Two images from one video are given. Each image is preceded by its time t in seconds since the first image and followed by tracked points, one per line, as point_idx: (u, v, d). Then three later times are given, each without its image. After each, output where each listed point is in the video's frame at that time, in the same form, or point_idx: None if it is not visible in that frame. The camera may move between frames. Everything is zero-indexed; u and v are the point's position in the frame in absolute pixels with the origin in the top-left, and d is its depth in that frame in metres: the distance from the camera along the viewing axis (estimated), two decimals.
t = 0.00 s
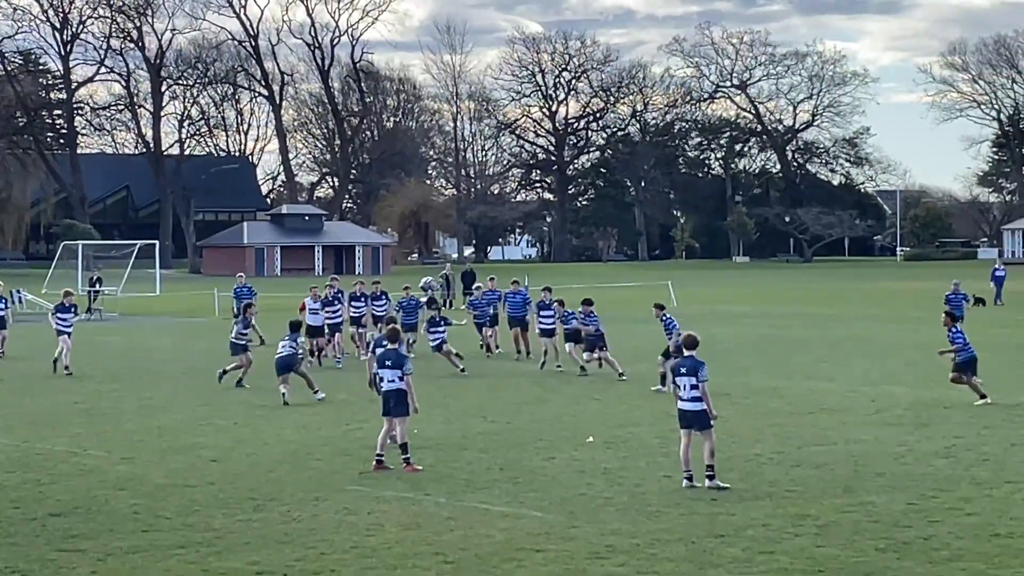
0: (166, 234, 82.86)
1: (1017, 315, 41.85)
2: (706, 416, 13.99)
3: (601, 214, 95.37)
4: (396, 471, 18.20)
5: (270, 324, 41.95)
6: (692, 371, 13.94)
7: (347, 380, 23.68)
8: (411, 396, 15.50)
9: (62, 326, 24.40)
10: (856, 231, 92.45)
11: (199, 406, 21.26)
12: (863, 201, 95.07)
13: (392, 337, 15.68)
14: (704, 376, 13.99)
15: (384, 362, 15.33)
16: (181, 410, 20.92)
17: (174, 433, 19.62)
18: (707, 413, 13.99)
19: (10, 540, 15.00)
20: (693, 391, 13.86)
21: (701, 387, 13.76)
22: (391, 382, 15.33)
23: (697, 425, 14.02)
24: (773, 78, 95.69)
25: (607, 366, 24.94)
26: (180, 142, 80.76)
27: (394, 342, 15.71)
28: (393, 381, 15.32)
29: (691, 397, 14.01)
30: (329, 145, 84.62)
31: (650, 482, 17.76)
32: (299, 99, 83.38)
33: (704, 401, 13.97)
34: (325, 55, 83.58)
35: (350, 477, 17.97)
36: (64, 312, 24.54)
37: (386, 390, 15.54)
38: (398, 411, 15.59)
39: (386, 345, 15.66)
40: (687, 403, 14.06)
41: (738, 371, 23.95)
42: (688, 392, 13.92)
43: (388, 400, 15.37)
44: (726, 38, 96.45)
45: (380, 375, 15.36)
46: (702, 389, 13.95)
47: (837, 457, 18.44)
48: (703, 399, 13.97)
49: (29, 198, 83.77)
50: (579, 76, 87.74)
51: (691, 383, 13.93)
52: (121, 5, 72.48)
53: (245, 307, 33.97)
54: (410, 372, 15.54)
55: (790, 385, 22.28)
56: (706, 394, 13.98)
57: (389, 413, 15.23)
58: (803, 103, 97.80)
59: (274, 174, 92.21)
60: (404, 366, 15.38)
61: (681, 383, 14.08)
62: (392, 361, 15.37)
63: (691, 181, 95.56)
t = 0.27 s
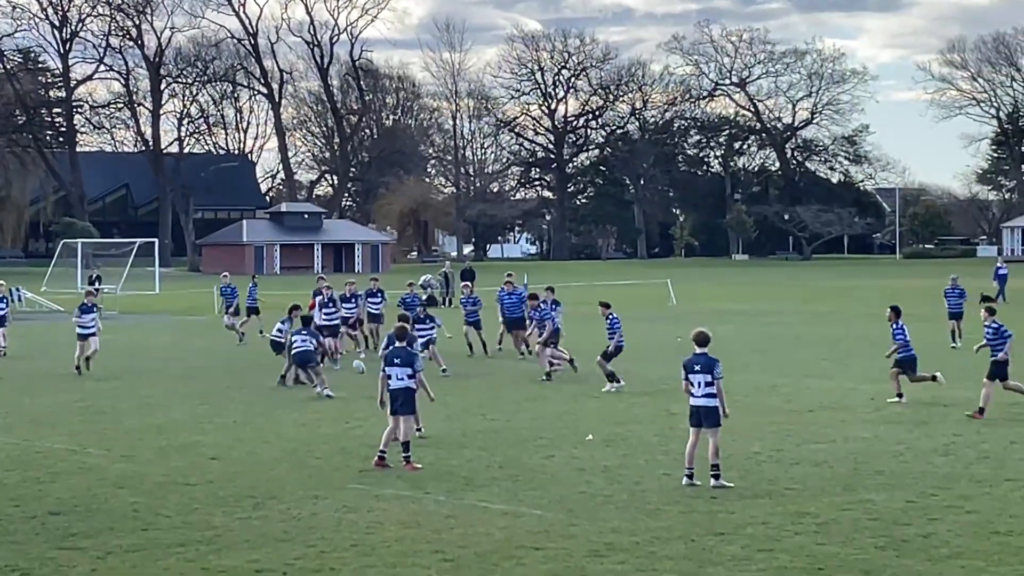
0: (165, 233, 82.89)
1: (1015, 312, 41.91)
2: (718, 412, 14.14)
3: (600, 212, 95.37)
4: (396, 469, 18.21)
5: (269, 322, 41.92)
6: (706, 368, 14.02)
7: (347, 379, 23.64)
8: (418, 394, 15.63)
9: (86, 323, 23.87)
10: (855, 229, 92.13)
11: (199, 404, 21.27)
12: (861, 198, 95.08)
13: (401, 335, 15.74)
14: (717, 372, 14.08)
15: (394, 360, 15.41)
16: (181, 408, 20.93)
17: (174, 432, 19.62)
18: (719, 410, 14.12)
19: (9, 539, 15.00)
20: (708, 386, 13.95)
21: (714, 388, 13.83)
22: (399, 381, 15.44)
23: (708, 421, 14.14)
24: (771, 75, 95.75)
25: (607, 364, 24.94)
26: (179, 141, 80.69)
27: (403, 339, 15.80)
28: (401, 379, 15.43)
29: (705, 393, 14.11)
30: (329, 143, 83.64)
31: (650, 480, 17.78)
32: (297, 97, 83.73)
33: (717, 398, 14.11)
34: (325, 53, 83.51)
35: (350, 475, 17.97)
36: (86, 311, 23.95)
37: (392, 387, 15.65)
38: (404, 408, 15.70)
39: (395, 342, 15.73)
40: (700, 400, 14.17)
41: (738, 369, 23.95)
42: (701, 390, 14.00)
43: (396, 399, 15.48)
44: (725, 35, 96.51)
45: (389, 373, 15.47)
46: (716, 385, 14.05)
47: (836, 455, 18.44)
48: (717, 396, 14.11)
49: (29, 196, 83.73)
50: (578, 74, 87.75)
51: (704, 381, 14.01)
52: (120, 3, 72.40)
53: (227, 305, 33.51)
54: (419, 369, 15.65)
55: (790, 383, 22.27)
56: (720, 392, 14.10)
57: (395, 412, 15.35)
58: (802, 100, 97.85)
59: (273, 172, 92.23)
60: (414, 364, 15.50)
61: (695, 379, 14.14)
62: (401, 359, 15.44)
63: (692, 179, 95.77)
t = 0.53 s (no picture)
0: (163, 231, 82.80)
1: (1012, 309, 41.95)
2: (721, 409, 14.28)
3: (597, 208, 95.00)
4: (392, 466, 18.19)
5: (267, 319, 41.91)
6: (710, 365, 14.09)
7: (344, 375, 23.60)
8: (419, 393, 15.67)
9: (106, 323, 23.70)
10: (852, 225, 92.56)
11: (196, 401, 21.27)
12: (858, 195, 95.07)
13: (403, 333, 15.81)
14: (722, 371, 14.13)
15: (396, 358, 15.49)
16: (178, 405, 20.91)
17: (171, 429, 19.61)
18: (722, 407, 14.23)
19: (8, 536, 15.00)
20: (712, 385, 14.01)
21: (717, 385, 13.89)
22: (399, 378, 15.52)
23: (711, 420, 14.24)
24: (768, 73, 95.83)
25: (605, 361, 24.91)
26: (176, 138, 80.70)
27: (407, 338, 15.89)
28: (402, 377, 15.52)
29: (708, 391, 14.21)
30: (325, 141, 84.93)
31: (647, 476, 17.79)
32: (294, 94, 84.67)
33: (721, 394, 14.23)
34: (322, 50, 83.59)
35: (346, 472, 17.96)
36: (108, 310, 23.81)
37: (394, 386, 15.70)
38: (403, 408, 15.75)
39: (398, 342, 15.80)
40: (703, 396, 14.26)
41: (735, 366, 23.91)
42: (704, 386, 14.11)
43: (396, 396, 15.54)
44: (721, 32, 96.54)
45: (390, 370, 15.55)
46: (719, 383, 14.16)
47: (834, 451, 18.45)
48: (720, 392, 14.23)
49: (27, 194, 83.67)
50: (575, 71, 87.79)
51: (708, 377, 14.10)
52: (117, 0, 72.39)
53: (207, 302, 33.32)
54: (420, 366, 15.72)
55: (788, 380, 22.24)
56: (725, 388, 14.20)
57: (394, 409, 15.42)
58: (799, 97, 97.88)
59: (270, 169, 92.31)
60: (415, 362, 15.58)
61: (700, 375, 14.21)
62: (403, 356, 15.52)
63: (689, 176, 95.27)
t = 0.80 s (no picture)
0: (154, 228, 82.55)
1: (1004, 305, 42.02)
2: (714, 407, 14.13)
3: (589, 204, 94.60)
4: (384, 463, 18.17)
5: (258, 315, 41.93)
6: (704, 362, 13.99)
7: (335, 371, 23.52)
8: (414, 392, 15.60)
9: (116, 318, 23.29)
10: (844, 222, 93.22)
11: (188, 398, 21.24)
12: (850, 191, 95.12)
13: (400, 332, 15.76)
14: (715, 367, 14.08)
15: (390, 354, 15.48)
16: (170, 403, 20.89)
17: (163, 426, 19.60)
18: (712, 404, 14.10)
19: None
20: (705, 381, 13.95)
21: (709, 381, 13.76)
22: (391, 375, 15.48)
23: (705, 417, 14.21)
24: (760, 69, 95.82)
25: (597, 358, 24.89)
26: (168, 135, 80.67)
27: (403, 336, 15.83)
28: (395, 374, 15.48)
29: (702, 388, 14.08)
30: (317, 137, 84.98)
31: (639, 473, 17.78)
32: (286, 91, 84.77)
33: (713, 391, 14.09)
34: (313, 47, 83.58)
35: (339, 469, 17.95)
36: (119, 305, 23.38)
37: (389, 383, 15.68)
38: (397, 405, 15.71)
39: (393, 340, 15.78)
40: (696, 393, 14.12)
41: (727, 363, 23.93)
42: (697, 383, 13.98)
43: (389, 393, 15.51)
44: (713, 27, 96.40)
45: (384, 367, 15.52)
46: (712, 380, 14.03)
47: (826, 448, 18.44)
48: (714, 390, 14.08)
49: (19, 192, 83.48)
50: (567, 67, 87.74)
51: (701, 374, 13.97)
52: None
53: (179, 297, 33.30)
54: (414, 364, 15.68)
55: (779, 376, 22.24)
56: (718, 385, 14.08)
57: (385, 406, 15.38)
58: (791, 93, 97.79)
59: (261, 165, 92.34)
60: (408, 360, 15.52)
61: (693, 372, 14.10)
62: (397, 354, 15.50)
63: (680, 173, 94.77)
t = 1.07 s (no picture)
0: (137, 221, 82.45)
1: (989, 299, 42.11)
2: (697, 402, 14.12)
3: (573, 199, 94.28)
4: (368, 458, 18.15)
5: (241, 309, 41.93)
6: (689, 357, 13.95)
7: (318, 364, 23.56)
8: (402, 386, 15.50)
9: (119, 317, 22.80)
10: (827, 215, 92.70)
11: (171, 394, 21.20)
12: (834, 186, 95.36)
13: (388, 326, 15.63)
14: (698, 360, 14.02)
15: (378, 349, 15.33)
16: (153, 399, 20.85)
17: (146, 421, 19.57)
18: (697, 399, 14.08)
19: None
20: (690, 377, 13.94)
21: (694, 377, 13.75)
22: (381, 370, 15.35)
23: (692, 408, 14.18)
24: (744, 64, 95.85)
25: (581, 353, 24.88)
26: (151, 130, 80.53)
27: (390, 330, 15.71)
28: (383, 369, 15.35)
29: (685, 383, 14.09)
30: (301, 132, 84.42)
31: (624, 468, 17.77)
32: (270, 86, 84.61)
33: (697, 388, 14.08)
34: (297, 42, 83.40)
35: (323, 464, 17.93)
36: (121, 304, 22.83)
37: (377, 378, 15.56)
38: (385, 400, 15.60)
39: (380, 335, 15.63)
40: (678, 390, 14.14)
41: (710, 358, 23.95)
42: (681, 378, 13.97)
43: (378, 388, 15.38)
44: (697, 22, 96.37)
45: (373, 361, 15.38)
46: (696, 376, 14.03)
47: (810, 442, 18.45)
48: (697, 386, 14.09)
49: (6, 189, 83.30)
50: (551, 62, 87.63)
51: (686, 370, 13.97)
52: None
53: (142, 295, 33.92)
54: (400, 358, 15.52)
55: (763, 371, 22.25)
56: (700, 382, 14.08)
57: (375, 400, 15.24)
58: (775, 88, 97.89)
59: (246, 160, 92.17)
60: (397, 354, 15.40)
61: (676, 367, 14.06)
62: (385, 349, 15.37)
63: (664, 168, 94.94)
